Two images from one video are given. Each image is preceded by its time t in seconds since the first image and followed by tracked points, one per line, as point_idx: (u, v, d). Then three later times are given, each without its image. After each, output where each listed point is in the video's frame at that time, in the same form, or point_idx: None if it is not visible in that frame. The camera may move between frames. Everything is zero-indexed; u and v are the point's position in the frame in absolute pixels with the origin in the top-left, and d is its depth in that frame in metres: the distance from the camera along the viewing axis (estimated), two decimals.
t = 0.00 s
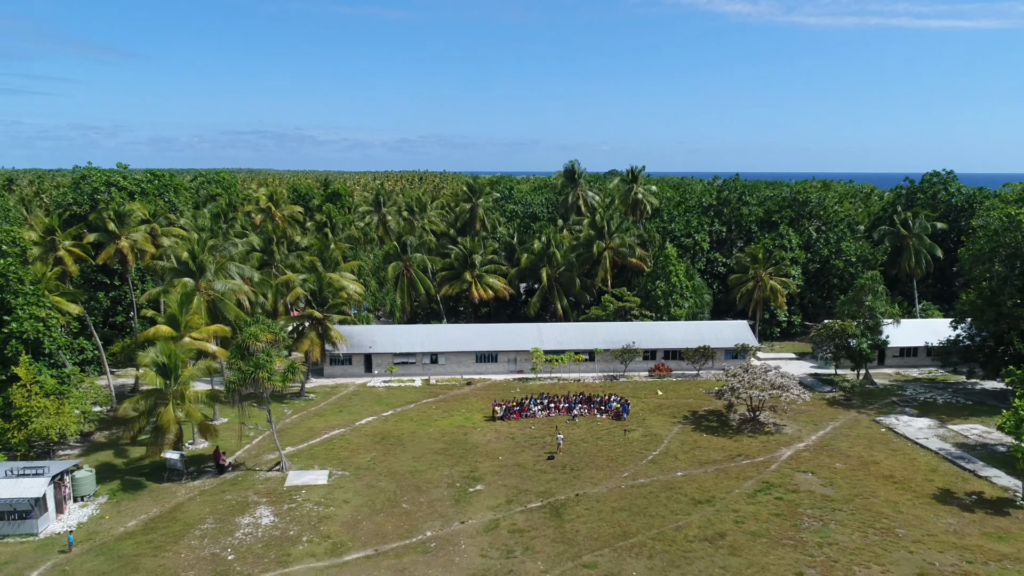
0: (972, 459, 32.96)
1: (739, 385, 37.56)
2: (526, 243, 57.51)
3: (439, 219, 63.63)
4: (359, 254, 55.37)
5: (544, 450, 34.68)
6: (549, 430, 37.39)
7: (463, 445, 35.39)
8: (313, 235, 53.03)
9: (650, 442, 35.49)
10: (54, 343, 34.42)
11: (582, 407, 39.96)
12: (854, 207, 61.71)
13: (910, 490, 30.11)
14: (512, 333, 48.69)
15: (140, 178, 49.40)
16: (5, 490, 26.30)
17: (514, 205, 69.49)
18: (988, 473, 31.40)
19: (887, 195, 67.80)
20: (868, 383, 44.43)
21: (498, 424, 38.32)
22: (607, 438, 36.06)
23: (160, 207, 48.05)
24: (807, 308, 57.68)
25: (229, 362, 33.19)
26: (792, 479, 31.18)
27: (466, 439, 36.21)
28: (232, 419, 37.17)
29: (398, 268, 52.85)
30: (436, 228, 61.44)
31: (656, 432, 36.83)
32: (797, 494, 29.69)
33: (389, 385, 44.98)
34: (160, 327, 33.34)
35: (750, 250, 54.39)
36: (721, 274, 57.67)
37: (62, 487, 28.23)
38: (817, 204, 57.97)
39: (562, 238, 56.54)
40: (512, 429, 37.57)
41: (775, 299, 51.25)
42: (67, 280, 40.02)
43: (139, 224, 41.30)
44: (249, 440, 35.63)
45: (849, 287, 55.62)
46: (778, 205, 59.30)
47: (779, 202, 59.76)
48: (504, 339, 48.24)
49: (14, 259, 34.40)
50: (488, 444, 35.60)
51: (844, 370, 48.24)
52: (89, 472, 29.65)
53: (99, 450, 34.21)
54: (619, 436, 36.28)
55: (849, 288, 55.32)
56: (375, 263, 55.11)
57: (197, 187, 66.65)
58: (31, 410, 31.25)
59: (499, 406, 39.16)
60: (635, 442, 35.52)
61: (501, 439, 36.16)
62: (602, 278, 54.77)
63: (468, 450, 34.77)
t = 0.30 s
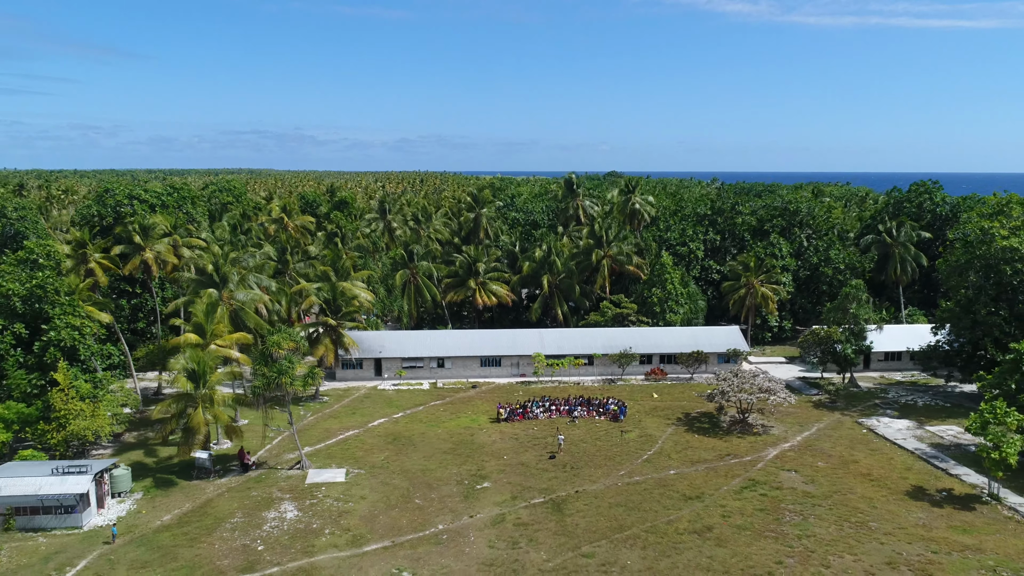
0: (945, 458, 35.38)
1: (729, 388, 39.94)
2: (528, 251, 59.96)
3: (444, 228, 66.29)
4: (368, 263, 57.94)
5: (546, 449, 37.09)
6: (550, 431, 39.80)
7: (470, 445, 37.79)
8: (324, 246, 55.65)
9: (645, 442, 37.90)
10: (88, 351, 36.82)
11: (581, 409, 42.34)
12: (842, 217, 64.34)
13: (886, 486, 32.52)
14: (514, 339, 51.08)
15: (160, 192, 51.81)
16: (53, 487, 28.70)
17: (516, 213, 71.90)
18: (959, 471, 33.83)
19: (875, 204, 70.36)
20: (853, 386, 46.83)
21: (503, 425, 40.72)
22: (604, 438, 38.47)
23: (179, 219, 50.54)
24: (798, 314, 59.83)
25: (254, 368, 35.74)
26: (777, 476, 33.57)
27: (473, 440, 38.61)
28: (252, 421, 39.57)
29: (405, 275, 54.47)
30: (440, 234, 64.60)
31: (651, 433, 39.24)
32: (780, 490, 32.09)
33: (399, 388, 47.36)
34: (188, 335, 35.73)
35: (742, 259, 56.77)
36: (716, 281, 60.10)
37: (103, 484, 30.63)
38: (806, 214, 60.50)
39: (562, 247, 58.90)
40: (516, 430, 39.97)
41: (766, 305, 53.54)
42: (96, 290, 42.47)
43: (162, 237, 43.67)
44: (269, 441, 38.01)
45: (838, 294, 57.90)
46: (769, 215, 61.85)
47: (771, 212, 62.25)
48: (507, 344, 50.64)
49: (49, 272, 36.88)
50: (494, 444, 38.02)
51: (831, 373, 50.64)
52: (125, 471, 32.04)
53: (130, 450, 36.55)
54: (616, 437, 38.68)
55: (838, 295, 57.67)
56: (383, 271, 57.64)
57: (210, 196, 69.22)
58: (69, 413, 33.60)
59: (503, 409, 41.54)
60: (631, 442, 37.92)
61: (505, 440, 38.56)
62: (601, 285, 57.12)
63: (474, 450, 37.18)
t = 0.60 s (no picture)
0: (921, 457, 37.84)
1: (720, 391, 42.31)
2: (529, 258, 62.34)
3: (448, 236, 68.86)
4: (375, 271, 60.42)
5: (547, 449, 39.49)
6: (551, 432, 42.21)
7: (476, 445, 40.22)
8: (333, 255, 58.11)
9: (641, 442, 40.32)
10: (119, 357, 39.26)
11: (580, 411, 44.74)
12: (832, 225, 66.95)
13: (864, 483, 34.96)
14: (517, 343, 53.48)
15: (179, 203, 54.41)
16: (94, 483, 31.13)
17: (518, 221, 74.45)
18: (934, 469, 36.30)
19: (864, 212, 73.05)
20: (839, 389, 49.22)
21: (507, 426, 43.14)
22: (603, 439, 40.92)
23: (197, 230, 53.07)
24: (788, 318, 62.43)
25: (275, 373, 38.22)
26: (763, 474, 36.00)
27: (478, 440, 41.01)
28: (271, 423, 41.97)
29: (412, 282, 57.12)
30: (446, 243, 67.26)
31: (646, 433, 41.67)
32: (766, 487, 34.53)
33: (407, 391, 49.76)
34: (212, 341, 38.04)
35: (735, 266, 59.14)
36: (710, 287, 62.52)
37: (137, 481, 33.08)
38: (797, 223, 62.98)
39: (562, 254, 61.23)
40: (520, 431, 42.39)
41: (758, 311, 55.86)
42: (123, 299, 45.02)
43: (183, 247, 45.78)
44: (288, 441, 40.42)
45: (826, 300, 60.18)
46: (761, 224, 64.40)
47: (763, 221, 64.78)
48: (510, 348, 53.05)
49: (82, 282, 39.50)
50: (498, 444, 40.45)
51: (819, 376, 53.07)
52: (157, 469, 34.47)
53: (157, 450, 38.93)
54: (613, 437, 41.11)
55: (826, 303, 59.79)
56: (391, 278, 59.95)
57: (223, 204, 71.81)
58: (102, 415, 35.96)
59: (506, 411, 43.96)
60: (627, 442, 40.32)
61: (509, 440, 40.97)
62: (600, 291, 59.44)
63: (480, 450, 39.60)
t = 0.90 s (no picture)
0: (900, 455, 40.29)
1: (711, 393, 44.76)
2: (531, 264, 64.73)
3: (453, 243, 71.31)
4: (382, 277, 62.83)
5: (548, 448, 41.94)
6: (552, 432, 44.64)
7: (481, 445, 42.66)
8: (342, 263, 60.56)
9: (637, 442, 42.75)
10: (145, 361, 41.54)
11: (580, 412, 47.17)
12: (823, 232, 69.38)
13: (844, 480, 37.41)
14: (519, 347, 55.92)
15: (196, 214, 56.89)
16: (127, 480, 33.58)
17: (519, 228, 76.92)
18: (910, 467, 38.75)
19: (854, 219, 75.56)
20: (826, 391, 51.67)
21: (510, 426, 45.61)
22: (600, 438, 43.36)
23: (213, 239, 55.52)
24: (780, 322, 64.85)
25: (292, 377, 40.65)
26: (750, 472, 38.45)
27: (483, 440, 43.45)
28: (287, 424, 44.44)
29: (418, 288, 59.54)
30: (450, 250, 69.70)
31: (642, 433, 44.11)
32: (752, 483, 36.98)
33: (414, 393, 52.19)
34: (233, 347, 40.47)
35: (728, 273, 61.57)
36: (705, 293, 64.96)
37: (166, 478, 35.53)
38: (789, 230, 65.42)
39: (562, 260, 63.61)
40: (522, 431, 44.84)
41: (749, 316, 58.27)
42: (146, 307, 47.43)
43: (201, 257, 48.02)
44: (304, 441, 42.87)
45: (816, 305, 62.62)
46: (754, 231, 66.85)
47: (756, 228, 67.23)
48: (512, 352, 55.49)
49: (110, 291, 41.99)
50: (502, 443, 42.89)
51: (808, 379, 55.51)
52: (184, 467, 36.91)
53: (181, 449, 41.38)
54: (611, 437, 43.56)
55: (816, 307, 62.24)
56: (397, 285, 62.37)
57: (235, 212, 74.27)
58: (131, 416, 38.29)
59: (510, 413, 46.45)
60: (624, 442, 42.76)
61: (512, 440, 43.41)
62: (598, 296, 61.82)
63: (485, 449, 42.04)
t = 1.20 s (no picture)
0: (880, 455, 42.72)
1: (703, 396, 47.13)
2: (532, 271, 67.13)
3: (456, 250, 73.76)
4: (389, 284, 65.24)
5: (548, 448, 44.38)
6: (552, 432, 47.06)
7: (485, 444, 45.08)
8: (350, 270, 63.01)
9: (632, 442, 45.18)
10: (168, 365, 43.85)
11: (579, 414, 49.56)
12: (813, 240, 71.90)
13: (827, 478, 39.84)
14: (520, 351, 58.32)
15: (211, 224, 59.36)
16: (155, 478, 36.00)
17: (520, 234, 79.36)
18: (889, 465, 41.18)
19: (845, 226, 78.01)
20: (814, 393, 54.08)
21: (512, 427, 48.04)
22: (598, 438, 45.80)
23: (228, 248, 57.98)
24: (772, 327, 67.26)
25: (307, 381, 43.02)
26: (738, 470, 40.88)
27: (487, 440, 45.87)
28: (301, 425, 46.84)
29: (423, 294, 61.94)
30: (453, 256, 72.11)
31: (637, 434, 46.53)
32: (740, 481, 39.41)
33: (420, 395, 54.60)
34: (251, 352, 42.76)
35: (721, 279, 64.00)
36: (699, 298, 67.40)
37: (191, 476, 37.94)
38: (780, 238, 67.86)
39: (562, 267, 65.99)
40: (523, 432, 47.28)
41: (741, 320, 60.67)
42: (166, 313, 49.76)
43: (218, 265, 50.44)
44: (317, 441, 45.29)
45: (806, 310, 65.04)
46: (746, 238, 69.28)
47: (748, 236, 69.68)
48: (514, 356, 57.89)
49: (134, 300, 44.46)
50: (504, 443, 45.31)
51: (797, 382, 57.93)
52: (206, 466, 39.32)
53: (201, 449, 43.79)
54: (608, 437, 46.00)
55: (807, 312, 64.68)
56: (403, 290, 64.78)
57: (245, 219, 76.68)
58: (155, 418, 40.51)
59: (512, 414, 48.88)
60: (620, 442, 45.17)
61: (515, 440, 45.84)
62: (596, 302, 64.19)
63: (489, 448, 44.46)
